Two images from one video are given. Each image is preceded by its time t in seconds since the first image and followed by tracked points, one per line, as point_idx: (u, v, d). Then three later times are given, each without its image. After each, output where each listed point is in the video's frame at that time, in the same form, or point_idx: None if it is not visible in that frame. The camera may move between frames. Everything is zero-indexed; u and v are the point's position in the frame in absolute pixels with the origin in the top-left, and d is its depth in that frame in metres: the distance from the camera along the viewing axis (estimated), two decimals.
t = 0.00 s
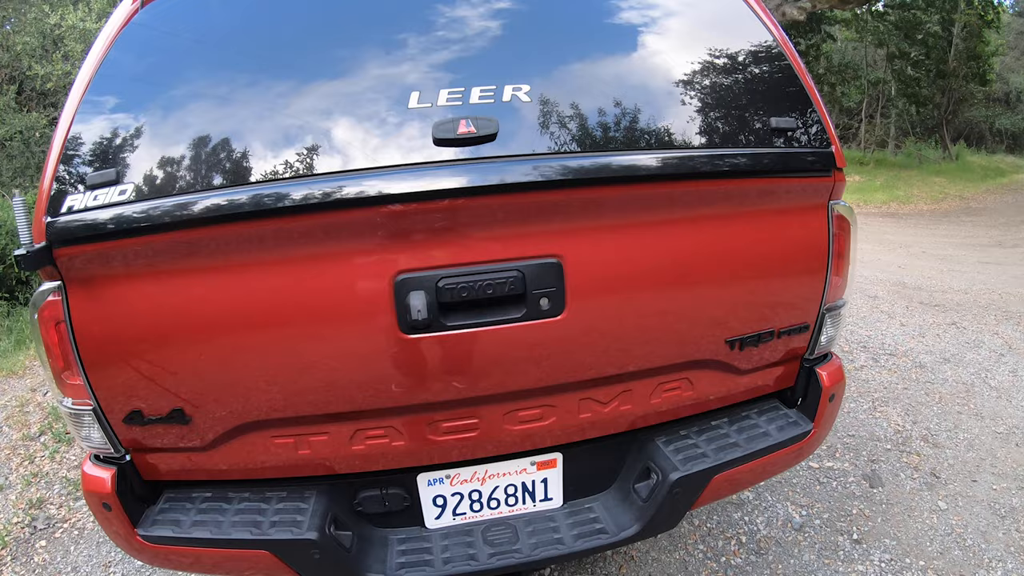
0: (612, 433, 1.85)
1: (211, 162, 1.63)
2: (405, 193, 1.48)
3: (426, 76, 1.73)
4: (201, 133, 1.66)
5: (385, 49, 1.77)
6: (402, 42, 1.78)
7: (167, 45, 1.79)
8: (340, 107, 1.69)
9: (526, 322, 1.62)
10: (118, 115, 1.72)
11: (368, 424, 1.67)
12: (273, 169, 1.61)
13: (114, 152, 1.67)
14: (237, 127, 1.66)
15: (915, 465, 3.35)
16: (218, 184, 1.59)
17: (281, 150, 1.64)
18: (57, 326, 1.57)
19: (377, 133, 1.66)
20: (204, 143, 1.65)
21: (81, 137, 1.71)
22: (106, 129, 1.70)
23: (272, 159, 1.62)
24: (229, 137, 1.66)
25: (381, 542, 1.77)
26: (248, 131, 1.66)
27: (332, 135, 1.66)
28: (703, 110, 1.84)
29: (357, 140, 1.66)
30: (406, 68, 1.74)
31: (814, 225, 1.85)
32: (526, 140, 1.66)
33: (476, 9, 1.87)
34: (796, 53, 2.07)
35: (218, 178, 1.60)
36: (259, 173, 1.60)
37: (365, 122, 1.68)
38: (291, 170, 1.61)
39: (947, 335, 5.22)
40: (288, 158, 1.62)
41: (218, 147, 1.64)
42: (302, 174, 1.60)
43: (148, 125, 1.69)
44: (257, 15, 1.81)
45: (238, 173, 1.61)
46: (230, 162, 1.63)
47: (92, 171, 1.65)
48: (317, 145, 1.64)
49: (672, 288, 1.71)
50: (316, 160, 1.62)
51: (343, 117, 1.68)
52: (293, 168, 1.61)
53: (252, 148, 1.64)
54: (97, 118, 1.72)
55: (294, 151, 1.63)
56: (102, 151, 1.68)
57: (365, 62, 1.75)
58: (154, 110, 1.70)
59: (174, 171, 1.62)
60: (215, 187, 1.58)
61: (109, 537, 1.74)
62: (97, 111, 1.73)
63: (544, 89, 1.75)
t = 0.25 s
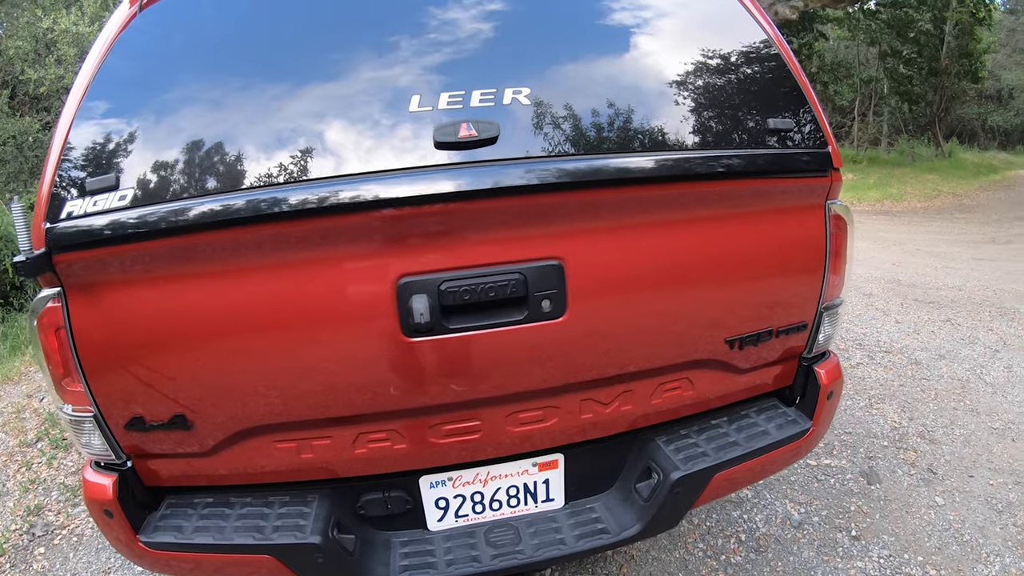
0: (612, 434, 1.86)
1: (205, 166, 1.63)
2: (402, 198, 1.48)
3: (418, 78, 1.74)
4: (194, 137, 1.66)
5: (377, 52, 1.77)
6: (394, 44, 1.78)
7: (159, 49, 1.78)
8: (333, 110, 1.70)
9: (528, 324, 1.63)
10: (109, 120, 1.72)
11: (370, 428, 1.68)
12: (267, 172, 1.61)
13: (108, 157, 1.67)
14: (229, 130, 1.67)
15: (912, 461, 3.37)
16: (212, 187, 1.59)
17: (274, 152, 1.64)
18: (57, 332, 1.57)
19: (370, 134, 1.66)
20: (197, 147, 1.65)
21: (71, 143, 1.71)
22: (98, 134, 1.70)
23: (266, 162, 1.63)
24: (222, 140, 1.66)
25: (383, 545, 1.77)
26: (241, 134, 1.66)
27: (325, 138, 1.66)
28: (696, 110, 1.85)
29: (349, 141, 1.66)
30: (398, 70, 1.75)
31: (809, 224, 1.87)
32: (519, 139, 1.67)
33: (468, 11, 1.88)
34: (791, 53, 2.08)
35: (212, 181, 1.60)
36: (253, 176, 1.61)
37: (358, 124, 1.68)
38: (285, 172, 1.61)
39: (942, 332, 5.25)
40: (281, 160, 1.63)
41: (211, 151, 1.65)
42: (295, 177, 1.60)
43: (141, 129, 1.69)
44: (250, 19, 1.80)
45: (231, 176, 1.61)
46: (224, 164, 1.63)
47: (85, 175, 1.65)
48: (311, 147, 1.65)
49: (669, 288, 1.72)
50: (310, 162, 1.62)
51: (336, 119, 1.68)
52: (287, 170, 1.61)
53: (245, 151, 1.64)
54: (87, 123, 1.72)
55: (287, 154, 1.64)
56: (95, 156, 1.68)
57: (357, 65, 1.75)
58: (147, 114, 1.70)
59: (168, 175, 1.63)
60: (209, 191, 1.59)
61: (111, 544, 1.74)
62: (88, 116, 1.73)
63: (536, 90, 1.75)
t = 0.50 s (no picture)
0: (610, 436, 1.87)
1: (197, 169, 1.62)
2: (396, 205, 1.48)
3: (410, 82, 1.75)
4: (187, 143, 1.66)
5: (368, 56, 1.78)
6: (385, 48, 1.80)
7: (153, 56, 1.79)
8: (324, 113, 1.69)
9: (526, 329, 1.63)
10: (100, 127, 1.71)
11: (369, 434, 1.68)
12: (259, 175, 1.61)
13: (100, 163, 1.66)
14: (221, 135, 1.66)
15: (907, 457, 3.39)
16: (203, 191, 1.59)
17: (266, 155, 1.64)
18: (53, 342, 1.57)
19: (362, 136, 1.67)
20: (189, 152, 1.65)
21: (61, 151, 1.70)
22: (90, 141, 1.70)
23: (258, 164, 1.63)
24: (215, 145, 1.65)
25: (383, 550, 1.78)
26: (233, 138, 1.66)
27: (317, 140, 1.66)
28: (687, 111, 1.85)
29: (341, 143, 1.66)
30: (389, 74, 1.76)
31: (802, 226, 1.88)
32: (511, 140, 1.67)
33: (459, 14, 1.89)
34: (784, 52, 2.10)
35: (203, 185, 1.60)
36: (246, 179, 1.61)
37: (349, 127, 1.68)
38: (278, 175, 1.61)
39: (936, 328, 5.27)
40: (274, 163, 1.63)
41: (203, 156, 1.64)
42: (287, 180, 1.60)
43: (132, 136, 1.68)
44: (243, 27, 1.82)
45: (222, 179, 1.61)
46: (216, 168, 1.62)
47: (77, 182, 1.64)
48: (303, 150, 1.64)
49: (663, 291, 1.73)
50: (303, 165, 1.62)
51: (327, 122, 1.68)
52: (279, 173, 1.61)
53: (238, 155, 1.64)
54: (78, 130, 1.72)
55: (278, 157, 1.63)
56: (87, 162, 1.67)
57: (348, 69, 1.76)
58: (138, 120, 1.70)
59: (160, 179, 1.62)
60: (201, 195, 1.58)
61: (110, 552, 1.74)
62: (79, 123, 1.73)
63: (527, 92, 1.76)
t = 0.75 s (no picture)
0: (616, 441, 1.85)
1: (195, 174, 1.61)
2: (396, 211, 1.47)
3: (407, 84, 1.73)
4: (184, 147, 1.64)
5: (366, 59, 1.77)
6: (382, 50, 1.78)
7: (150, 60, 1.77)
8: (322, 117, 1.68)
9: (531, 335, 1.62)
10: (99, 132, 1.70)
11: (372, 443, 1.66)
12: (257, 179, 1.59)
13: (99, 170, 1.64)
14: (219, 140, 1.65)
15: (912, 455, 3.37)
16: (202, 196, 1.57)
17: (263, 158, 1.62)
18: (49, 355, 1.55)
19: (359, 138, 1.65)
20: (188, 157, 1.63)
21: (60, 156, 1.68)
22: (89, 147, 1.68)
23: (257, 167, 1.61)
24: (213, 151, 1.63)
25: (388, 560, 1.76)
26: (231, 143, 1.64)
27: (315, 142, 1.64)
28: (686, 109, 1.83)
29: (340, 145, 1.64)
30: (387, 76, 1.74)
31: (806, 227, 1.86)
32: (510, 140, 1.65)
33: (456, 15, 1.88)
34: (785, 47, 2.08)
35: (202, 190, 1.58)
36: (244, 183, 1.59)
37: (348, 129, 1.66)
38: (276, 179, 1.59)
39: (938, 324, 5.26)
40: (272, 166, 1.61)
41: (201, 161, 1.62)
42: (286, 184, 1.58)
43: (131, 142, 1.67)
44: (239, 33, 1.80)
45: (221, 184, 1.59)
46: (214, 173, 1.60)
47: (75, 190, 1.63)
48: (302, 153, 1.62)
49: (666, 294, 1.71)
50: (302, 169, 1.60)
51: (326, 125, 1.66)
52: (278, 177, 1.60)
53: (236, 159, 1.62)
54: (77, 136, 1.70)
55: (277, 160, 1.62)
56: (86, 168, 1.65)
57: (345, 72, 1.74)
58: (137, 125, 1.68)
59: (159, 183, 1.60)
60: (200, 200, 1.57)
61: (112, 565, 1.73)
62: (78, 129, 1.71)
63: (526, 93, 1.74)
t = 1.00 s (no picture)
0: (619, 451, 1.81)
1: (193, 178, 1.56)
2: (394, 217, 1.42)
3: (406, 84, 1.69)
4: (182, 151, 1.60)
5: (363, 59, 1.73)
6: (380, 50, 1.75)
7: (146, 64, 1.73)
8: (320, 118, 1.63)
9: (528, 344, 1.57)
10: (101, 136, 1.65)
11: (368, 457, 1.62)
12: (255, 182, 1.55)
13: (97, 174, 1.60)
14: (217, 142, 1.60)
15: (919, 455, 3.32)
16: (201, 200, 1.53)
17: (262, 160, 1.58)
18: (34, 370, 1.52)
19: (359, 140, 1.60)
20: (186, 161, 1.59)
21: (61, 162, 1.63)
22: (89, 152, 1.63)
23: (255, 171, 1.56)
24: (211, 153, 1.59)
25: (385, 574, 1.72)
26: (230, 145, 1.60)
27: (314, 144, 1.60)
28: (685, 106, 1.79)
29: (339, 147, 1.60)
30: (386, 76, 1.70)
31: (809, 228, 1.84)
32: (508, 139, 1.61)
33: (453, 13, 1.84)
34: (788, 41, 2.05)
35: (201, 194, 1.54)
36: (241, 187, 1.54)
37: (348, 131, 1.62)
38: (274, 182, 1.54)
39: (941, 320, 5.21)
40: (270, 169, 1.56)
41: (199, 164, 1.58)
42: (284, 186, 1.53)
43: (129, 145, 1.62)
44: (231, 35, 1.75)
45: (221, 188, 1.54)
46: (213, 176, 1.56)
47: (72, 197, 1.57)
48: (300, 155, 1.58)
49: (670, 298, 1.67)
50: (299, 172, 1.56)
51: (325, 127, 1.62)
52: (276, 180, 1.55)
53: (234, 162, 1.57)
54: (80, 140, 1.66)
55: (276, 163, 1.57)
56: (86, 173, 1.60)
57: (344, 73, 1.70)
58: (134, 129, 1.64)
59: (156, 188, 1.56)
60: (199, 205, 1.52)
61: None
62: (77, 134, 1.67)
63: (524, 92, 1.70)
